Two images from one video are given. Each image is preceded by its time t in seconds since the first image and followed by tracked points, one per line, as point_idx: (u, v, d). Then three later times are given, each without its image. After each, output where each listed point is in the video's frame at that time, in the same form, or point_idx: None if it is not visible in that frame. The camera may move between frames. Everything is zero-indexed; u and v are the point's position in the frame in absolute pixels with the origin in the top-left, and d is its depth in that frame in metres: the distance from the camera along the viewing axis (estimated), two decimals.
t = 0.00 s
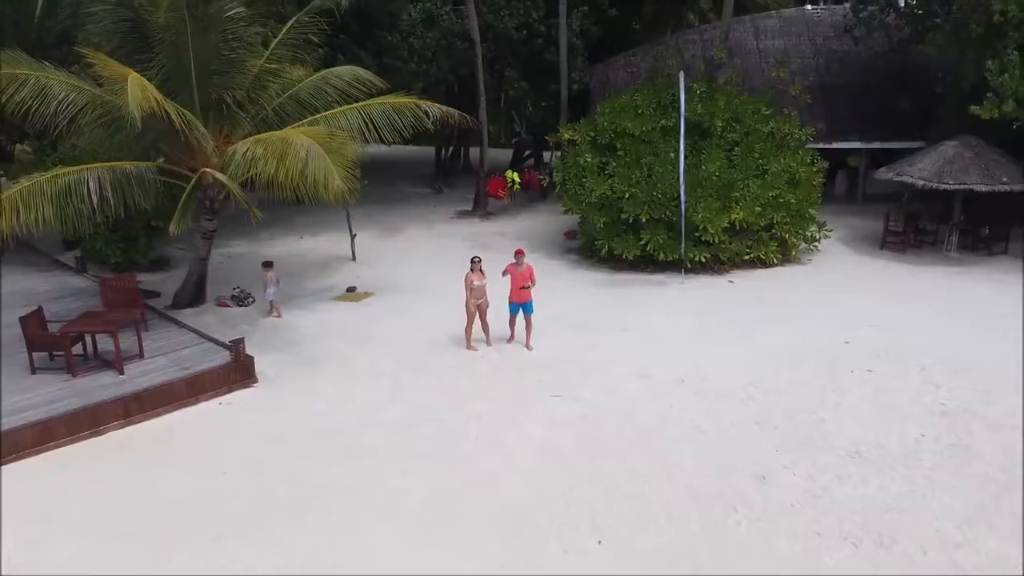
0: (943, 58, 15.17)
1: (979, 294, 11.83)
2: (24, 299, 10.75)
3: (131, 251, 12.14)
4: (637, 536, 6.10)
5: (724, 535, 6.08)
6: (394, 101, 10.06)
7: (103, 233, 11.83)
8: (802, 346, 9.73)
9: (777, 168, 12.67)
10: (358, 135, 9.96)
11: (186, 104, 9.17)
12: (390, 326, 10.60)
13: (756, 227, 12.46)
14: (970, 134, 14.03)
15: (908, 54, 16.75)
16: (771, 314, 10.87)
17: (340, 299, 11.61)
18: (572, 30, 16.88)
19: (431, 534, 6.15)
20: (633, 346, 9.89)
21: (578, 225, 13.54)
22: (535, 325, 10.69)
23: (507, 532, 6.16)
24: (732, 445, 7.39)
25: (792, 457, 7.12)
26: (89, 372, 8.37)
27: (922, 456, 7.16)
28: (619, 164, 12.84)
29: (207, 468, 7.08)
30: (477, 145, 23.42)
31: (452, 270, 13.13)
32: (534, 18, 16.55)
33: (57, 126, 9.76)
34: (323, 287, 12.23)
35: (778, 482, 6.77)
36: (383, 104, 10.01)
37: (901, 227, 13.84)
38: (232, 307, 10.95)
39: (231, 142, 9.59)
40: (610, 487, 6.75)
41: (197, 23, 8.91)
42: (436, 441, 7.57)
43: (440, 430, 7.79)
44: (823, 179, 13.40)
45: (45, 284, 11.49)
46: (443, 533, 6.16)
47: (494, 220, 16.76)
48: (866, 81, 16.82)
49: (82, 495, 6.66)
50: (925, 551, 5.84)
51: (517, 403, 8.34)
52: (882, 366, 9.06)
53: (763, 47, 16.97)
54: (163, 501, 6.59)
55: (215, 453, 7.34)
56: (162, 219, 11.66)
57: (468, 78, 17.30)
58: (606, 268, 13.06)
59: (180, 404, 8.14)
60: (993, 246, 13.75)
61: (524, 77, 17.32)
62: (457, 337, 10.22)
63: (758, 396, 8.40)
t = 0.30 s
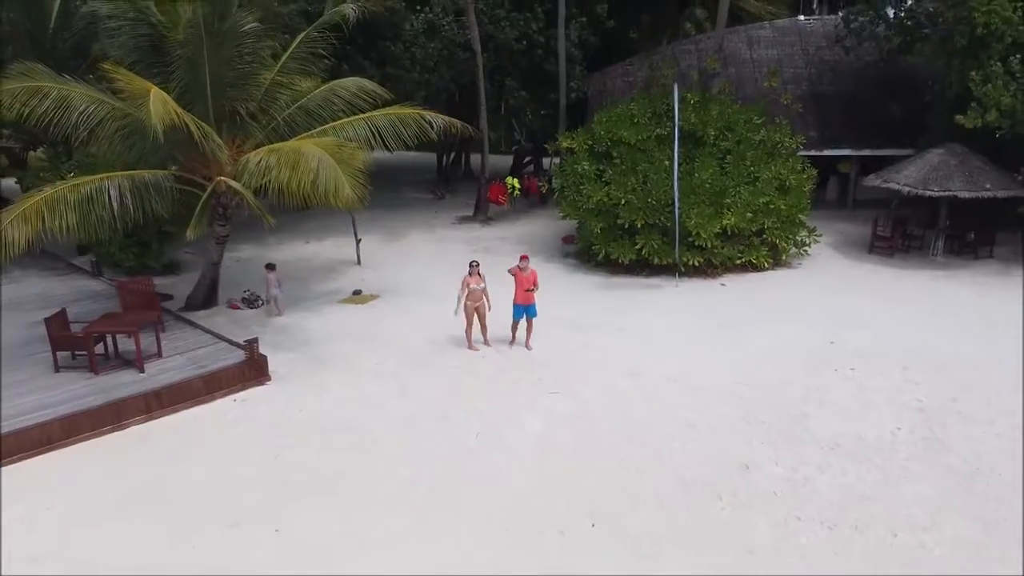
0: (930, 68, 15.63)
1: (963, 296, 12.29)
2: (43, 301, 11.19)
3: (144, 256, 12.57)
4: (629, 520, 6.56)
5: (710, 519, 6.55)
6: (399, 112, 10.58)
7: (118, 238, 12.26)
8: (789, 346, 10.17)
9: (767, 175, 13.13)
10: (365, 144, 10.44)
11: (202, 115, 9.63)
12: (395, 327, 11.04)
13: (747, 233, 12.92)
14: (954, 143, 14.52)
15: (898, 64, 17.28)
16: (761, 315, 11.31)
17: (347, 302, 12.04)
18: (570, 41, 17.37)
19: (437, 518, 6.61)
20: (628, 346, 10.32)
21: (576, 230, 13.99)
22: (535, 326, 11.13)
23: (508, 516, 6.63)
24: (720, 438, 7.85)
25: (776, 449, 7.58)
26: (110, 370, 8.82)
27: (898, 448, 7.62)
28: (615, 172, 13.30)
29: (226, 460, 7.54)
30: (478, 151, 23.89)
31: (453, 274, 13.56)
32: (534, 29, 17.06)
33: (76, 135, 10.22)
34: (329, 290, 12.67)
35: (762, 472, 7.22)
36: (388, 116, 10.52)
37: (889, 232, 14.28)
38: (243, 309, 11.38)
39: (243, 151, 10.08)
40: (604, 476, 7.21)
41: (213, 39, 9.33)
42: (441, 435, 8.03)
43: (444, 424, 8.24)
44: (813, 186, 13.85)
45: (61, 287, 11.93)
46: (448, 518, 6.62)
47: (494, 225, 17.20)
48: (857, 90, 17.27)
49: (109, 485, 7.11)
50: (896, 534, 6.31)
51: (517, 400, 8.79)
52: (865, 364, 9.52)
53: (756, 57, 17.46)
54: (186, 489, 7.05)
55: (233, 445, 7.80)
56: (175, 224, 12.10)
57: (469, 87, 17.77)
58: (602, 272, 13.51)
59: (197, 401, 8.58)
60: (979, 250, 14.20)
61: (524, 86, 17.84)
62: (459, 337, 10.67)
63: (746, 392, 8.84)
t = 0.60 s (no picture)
0: (914, 78, 16.16)
1: (944, 298, 12.78)
2: (60, 304, 11.66)
3: (155, 258, 12.98)
4: (620, 506, 7.05)
5: (694, 505, 7.04)
6: (403, 123, 11.09)
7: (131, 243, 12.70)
8: (775, 345, 10.65)
9: (756, 182, 13.64)
10: (369, 153, 10.95)
11: (215, 126, 10.11)
12: (398, 328, 11.52)
13: (737, 238, 13.42)
14: (937, 150, 15.07)
15: (885, 73, 17.79)
16: (750, 317, 11.79)
17: (352, 304, 12.51)
18: (567, 51, 17.91)
19: (441, 505, 7.10)
20: (621, 346, 10.81)
21: (572, 235, 14.49)
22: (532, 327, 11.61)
23: (506, 502, 7.12)
24: (706, 432, 8.33)
25: (758, 442, 8.06)
26: (128, 368, 9.29)
27: (872, 440, 8.13)
28: (610, 179, 13.81)
29: (241, 452, 8.03)
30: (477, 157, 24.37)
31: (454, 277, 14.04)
32: (531, 40, 17.57)
33: (94, 145, 10.69)
34: (335, 292, 13.14)
35: (744, 462, 7.74)
36: (393, 126, 11.04)
37: (875, 237, 14.77)
38: (253, 311, 11.84)
39: (254, 160, 10.56)
40: (597, 466, 7.69)
41: (227, 54, 9.82)
42: (443, 429, 8.50)
43: (446, 419, 8.71)
44: (801, 192, 14.34)
45: (76, 290, 12.39)
46: (450, 504, 7.11)
47: (493, 230, 17.68)
48: (845, 99, 17.78)
49: (133, 475, 7.59)
50: (866, 518, 6.81)
51: (515, 397, 9.26)
52: (846, 363, 10.01)
53: (747, 66, 17.97)
54: (205, 479, 7.53)
55: (248, 439, 8.27)
56: (186, 230, 12.57)
57: (469, 95, 18.28)
58: (598, 275, 14.00)
59: (212, 397, 9.06)
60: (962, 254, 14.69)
61: (522, 95, 18.35)
62: (460, 338, 11.14)
63: (732, 389, 9.32)
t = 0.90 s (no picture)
0: (899, 88, 16.71)
1: (924, 301, 13.32)
2: (75, 307, 12.15)
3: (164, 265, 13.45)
4: (609, 495, 7.58)
5: (678, 493, 7.57)
6: (405, 133, 11.62)
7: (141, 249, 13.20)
8: (760, 346, 11.17)
9: (744, 190, 14.17)
10: (373, 162, 11.48)
11: (226, 138, 10.62)
12: (400, 329, 12.02)
13: (725, 244, 13.95)
14: (919, 159, 15.63)
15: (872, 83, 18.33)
16: (737, 319, 12.31)
17: (356, 307, 13.00)
18: (563, 62, 18.46)
19: (442, 494, 7.63)
20: (614, 346, 11.31)
21: (567, 239, 15.02)
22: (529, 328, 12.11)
23: (504, 492, 7.64)
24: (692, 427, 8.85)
25: (740, 437, 8.59)
26: (145, 367, 9.79)
27: (848, 434, 8.66)
28: (603, 186, 14.34)
29: (254, 446, 8.54)
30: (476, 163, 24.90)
31: (454, 281, 14.53)
32: (528, 51, 18.14)
33: (110, 155, 11.21)
34: (339, 295, 13.65)
35: (726, 454, 8.26)
36: (396, 137, 11.58)
37: (861, 242, 15.31)
38: (260, 314, 12.31)
39: (263, 169, 11.06)
40: (588, 458, 8.22)
41: (239, 69, 10.33)
42: (444, 424, 9.02)
43: (447, 415, 9.23)
44: (789, 199, 14.87)
45: (90, 293, 12.89)
46: (451, 493, 7.63)
47: (492, 235, 18.20)
48: (832, 107, 18.31)
49: (153, 468, 8.09)
50: (837, 505, 7.35)
51: (512, 394, 9.76)
52: (826, 362, 10.54)
53: (738, 76, 18.53)
54: (221, 471, 8.06)
55: (260, 434, 8.79)
56: (196, 235, 13.06)
57: (468, 104, 18.82)
58: (592, 279, 14.52)
59: (225, 394, 9.56)
60: (944, 258, 15.23)
61: (520, 104, 18.89)
62: (459, 338, 11.66)
63: (718, 387, 9.84)
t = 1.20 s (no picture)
0: (884, 99, 17.29)
1: (906, 304, 13.85)
2: (90, 310, 12.65)
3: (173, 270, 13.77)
4: (600, 485, 8.10)
5: (665, 484, 8.09)
6: (407, 144, 12.18)
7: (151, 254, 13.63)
8: (747, 348, 11.70)
9: (733, 197, 14.71)
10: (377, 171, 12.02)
11: (237, 149, 11.15)
12: (402, 331, 12.53)
13: (715, 249, 14.47)
14: (902, 167, 16.20)
15: (859, 93, 18.90)
16: (725, 322, 12.84)
17: (359, 310, 13.52)
18: (558, 72, 19.01)
19: (444, 485, 8.14)
20: (607, 347, 11.83)
21: (563, 245, 15.55)
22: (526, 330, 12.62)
23: (501, 482, 8.18)
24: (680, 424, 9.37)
25: (724, 433, 9.12)
26: (160, 367, 10.31)
27: (825, 430, 9.19)
28: (598, 194, 14.88)
29: (266, 440, 9.06)
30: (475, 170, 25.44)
31: (453, 284, 15.05)
32: (525, 62, 18.71)
33: (125, 165, 11.73)
34: (343, 299, 14.16)
35: (710, 448, 8.79)
36: (398, 147, 12.13)
37: (847, 247, 15.86)
38: (267, 317, 12.82)
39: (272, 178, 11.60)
40: (580, 452, 8.73)
41: (248, 83, 10.86)
42: (445, 421, 9.54)
43: (447, 412, 9.75)
44: (777, 206, 15.41)
45: (104, 297, 13.39)
46: (452, 484, 8.15)
47: (490, 241, 18.72)
48: (821, 116, 18.85)
49: (172, 461, 8.60)
50: (813, 494, 7.88)
51: (509, 392, 10.28)
52: (809, 363, 11.08)
53: (729, 86, 19.10)
54: (236, 464, 8.57)
55: (271, 429, 9.31)
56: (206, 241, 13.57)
57: (467, 113, 19.37)
58: (587, 283, 15.05)
59: (237, 392, 10.09)
60: (927, 263, 15.76)
61: (517, 113, 19.45)
62: (459, 340, 12.17)
63: (705, 387, 10.36)
